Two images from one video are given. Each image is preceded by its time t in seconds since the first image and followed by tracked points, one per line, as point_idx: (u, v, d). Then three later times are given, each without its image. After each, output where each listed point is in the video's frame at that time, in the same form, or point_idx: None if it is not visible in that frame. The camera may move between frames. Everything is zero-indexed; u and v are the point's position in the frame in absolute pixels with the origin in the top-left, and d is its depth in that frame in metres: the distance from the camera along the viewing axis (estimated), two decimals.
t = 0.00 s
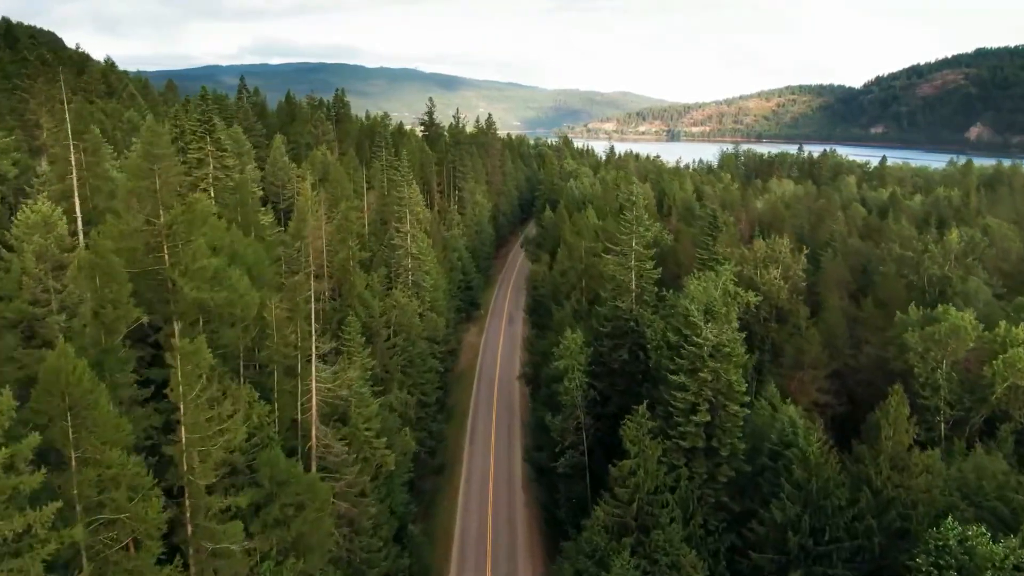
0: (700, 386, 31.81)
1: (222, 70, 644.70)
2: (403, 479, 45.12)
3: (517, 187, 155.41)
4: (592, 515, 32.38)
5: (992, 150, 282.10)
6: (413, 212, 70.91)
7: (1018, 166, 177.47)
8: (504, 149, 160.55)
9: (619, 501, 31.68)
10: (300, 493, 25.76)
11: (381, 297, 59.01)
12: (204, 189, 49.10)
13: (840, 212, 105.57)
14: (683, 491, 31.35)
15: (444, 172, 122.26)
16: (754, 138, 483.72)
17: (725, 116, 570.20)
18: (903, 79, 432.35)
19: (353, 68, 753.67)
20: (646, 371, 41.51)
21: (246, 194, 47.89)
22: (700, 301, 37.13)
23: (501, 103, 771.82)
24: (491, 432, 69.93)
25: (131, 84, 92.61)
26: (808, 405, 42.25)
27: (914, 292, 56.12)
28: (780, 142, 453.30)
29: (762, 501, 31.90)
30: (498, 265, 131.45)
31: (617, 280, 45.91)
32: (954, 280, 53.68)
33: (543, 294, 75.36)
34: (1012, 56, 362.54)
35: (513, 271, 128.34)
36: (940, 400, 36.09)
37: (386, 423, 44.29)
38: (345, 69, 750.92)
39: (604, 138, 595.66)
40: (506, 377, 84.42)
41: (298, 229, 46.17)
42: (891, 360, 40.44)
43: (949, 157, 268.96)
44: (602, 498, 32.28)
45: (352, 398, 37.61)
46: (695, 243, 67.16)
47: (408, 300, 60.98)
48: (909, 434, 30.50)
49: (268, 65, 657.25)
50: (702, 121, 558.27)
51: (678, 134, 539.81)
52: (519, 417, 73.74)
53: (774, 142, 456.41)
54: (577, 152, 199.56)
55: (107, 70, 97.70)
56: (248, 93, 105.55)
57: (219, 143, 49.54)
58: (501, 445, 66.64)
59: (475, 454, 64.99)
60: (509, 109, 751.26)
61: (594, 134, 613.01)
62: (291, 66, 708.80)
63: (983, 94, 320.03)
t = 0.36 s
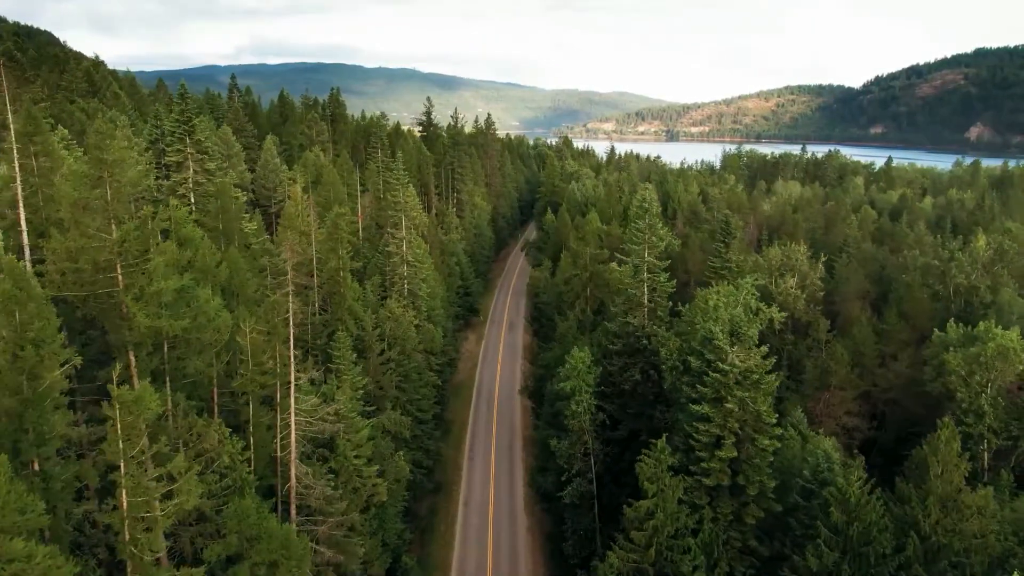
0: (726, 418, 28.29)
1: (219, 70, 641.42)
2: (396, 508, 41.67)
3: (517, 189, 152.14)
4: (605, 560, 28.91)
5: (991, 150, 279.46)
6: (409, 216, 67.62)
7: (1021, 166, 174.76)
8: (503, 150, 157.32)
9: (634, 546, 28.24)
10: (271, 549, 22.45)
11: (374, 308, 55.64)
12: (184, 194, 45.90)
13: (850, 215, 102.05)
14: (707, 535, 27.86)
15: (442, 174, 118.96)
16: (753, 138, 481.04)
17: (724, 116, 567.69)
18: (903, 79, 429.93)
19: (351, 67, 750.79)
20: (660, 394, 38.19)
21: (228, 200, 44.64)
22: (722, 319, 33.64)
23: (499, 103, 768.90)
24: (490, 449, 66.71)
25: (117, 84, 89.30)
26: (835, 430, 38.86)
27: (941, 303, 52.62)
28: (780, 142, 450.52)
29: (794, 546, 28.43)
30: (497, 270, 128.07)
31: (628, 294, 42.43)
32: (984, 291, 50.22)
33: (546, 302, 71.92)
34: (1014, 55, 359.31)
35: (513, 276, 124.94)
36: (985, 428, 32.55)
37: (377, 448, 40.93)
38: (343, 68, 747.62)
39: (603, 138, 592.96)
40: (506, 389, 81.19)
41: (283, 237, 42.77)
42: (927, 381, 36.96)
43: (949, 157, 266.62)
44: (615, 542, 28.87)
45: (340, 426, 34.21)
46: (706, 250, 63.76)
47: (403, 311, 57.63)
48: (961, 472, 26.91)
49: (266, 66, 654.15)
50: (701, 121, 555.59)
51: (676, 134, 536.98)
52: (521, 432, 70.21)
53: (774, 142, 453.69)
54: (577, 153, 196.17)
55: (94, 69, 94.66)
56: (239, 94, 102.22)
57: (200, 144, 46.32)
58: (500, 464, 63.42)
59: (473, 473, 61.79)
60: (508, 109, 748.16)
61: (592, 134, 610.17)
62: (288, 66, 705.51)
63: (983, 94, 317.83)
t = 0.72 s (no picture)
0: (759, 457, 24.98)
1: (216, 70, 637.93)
2: (388, 542, 38.38)
3: (516, 191, 148.98)
4: None
5: (992, 150, 276.85)
6: (405, 222, 64.36)
7: None
8: (502, 152, 154.19)
9: None
10: None
11: (367, 320, 52.41)
12: (162, 200, 42.72)
13: (861, 219, 98.70)
14: None
15: (440, 176, 115.82)
16: (753, 138, 478.07)
17: (724, 116, 564.84)
18: (903, 79, 427.38)
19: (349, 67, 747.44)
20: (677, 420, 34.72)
21: (208, 206, 41.48)
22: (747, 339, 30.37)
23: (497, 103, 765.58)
24: (490, 466, 63.29)
25: (102, 83, 86.19)
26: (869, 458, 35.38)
27: (971, 314, 49.21)
28: (780, 142, 447.50)
29: None
30: (497, 274, 124.85)
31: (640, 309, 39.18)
32: (1019, 303, 46.97)
33: (548, 310, 68.52)
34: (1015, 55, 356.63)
35: (513, 280, 121.67)
36: None
37: (366, 477, 37.49)
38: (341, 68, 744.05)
39: (601, 138, 589.82)
40: (507, 400, 77.72)
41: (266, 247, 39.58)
42: (971, 406, 33.67)
43: (951, 157, 263.89)
44: None
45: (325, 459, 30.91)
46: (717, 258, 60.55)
47: (398, 322, 54.41)
48: None
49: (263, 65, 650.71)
50: (700, 121, 552.63)
51: (675, 135, 533.81)
52: (522, 447, 66.87)
53: (773, 142, 450.69)
54: (578, 154, 192.97)
55: (80, 67, 91.54)
56: (229, 93, 99.07)
57: (178, 147, 43.21)
58: (501, 483, 60.01)
59: (473, 493, 58.37)
60: (506, 109, 745.14)
61: (591, 134, 606.87)
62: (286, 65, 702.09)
63: (983, 94, 315.18)
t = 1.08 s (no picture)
0: (795, 502, 22.16)
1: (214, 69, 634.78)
2: None
3: (516, 192, 146.19)
4: None
5: (992, 150, 274.27)
6: (400, 226, 61.49)
7: None
8: (501, 152, 151.41)
9: None
10: None
11: (360, 332, 49.58)
12: (137, 207, 39.85)
13: (871, 222, 95.71)
14: None
15: (438, 177, 113.05)
16: (752, 138, 475.40)
17: (723, 116, 562.20)
18: (904, 78, 424.62)
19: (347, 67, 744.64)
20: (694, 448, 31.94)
21: (186, 213, 38.57)
22: (774, 364, 27.55)
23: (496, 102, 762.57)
24: (491, 483, 60.39)
25: (87, 83, 83.36)
26: (903, 488, 32.57)
27: (1001, 326, 46.40)
28: (780, 142, 444.86)
29: None
30: (496, 277, 121.99)
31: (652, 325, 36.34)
32: None
33: (551, 318, 65.71)
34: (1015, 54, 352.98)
35: (513, 283, 118.85)
36: None
37: (357, 507, 34.68)
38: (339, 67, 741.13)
39: (600, 138, 587.00)
40: (508, 411, 74.85)
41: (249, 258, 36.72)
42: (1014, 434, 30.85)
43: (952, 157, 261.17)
44: None
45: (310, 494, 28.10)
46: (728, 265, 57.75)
47: (392, 334, 51.61)
48: None
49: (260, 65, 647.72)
50: (700, 121, 549.99)
51: (674, 134, 530.86)
52: (523, 462, 63.98)
53: (773, 142, 448.08)
54: (578, 154, 189.93)
55: (67, 66, 88.74)
56: (220, 93, 96.17)
57: (155, 149, 40.37)
58: (501, 501, 57.11)
59: (471, 513, 55.53)
60: (504, 109, 741.76)
61: (589, 134, 604.07)
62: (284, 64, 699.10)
63: (983, 93, 312.53)
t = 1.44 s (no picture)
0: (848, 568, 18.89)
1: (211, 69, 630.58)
2: None
3: (516, 193, 142.86)
4: None
5: (992, 150, 271.25)
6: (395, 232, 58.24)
7: None
8: (501, 152, 148.20)
9: None
10: None
11: (350, 347, 46.40)
12: (104, 214, 36.71)
13: (883, 226, 92.47)
14: None
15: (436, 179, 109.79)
16: (752, 138, 472.12)
17: (722, 117, 559.23)
18: (904, 79, 421.56)
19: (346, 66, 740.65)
20: (717, 485, 28.76)
21: (157, 222, 35.36)
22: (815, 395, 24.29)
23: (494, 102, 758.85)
24: (490, 504, 57.33)
25: (71, 81, 80.14)
26: (949, 529, 29.35)
27: None
28: (780, 142, 441.57)
29: None
30: (496, 281, 118.74)
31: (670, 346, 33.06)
32: None
33: (554, 328, 62.50)
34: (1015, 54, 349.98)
35: (513, 288, 115.59)
36: None
37: (342, 548, 31.47)
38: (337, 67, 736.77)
39: (599, 138, 583.43)
40: (508, 424, 71.71)
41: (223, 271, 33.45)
42: None
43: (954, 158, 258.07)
44: None
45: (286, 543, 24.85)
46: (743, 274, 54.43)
47: (385, 349, 48.41)
48: None
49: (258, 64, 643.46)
50: (699, 121, 546.70)
51: (671, 134, 526.94)
52: (525, 482, 60.66)
53: (773, 142, 444.74)
54: (578, 154, 186.41)
55: (51, 64, 85.42)
56: (210, 92, 92.89)
57: (125, 152, 37.26)
58: (502, 525, 53.98)
59: (470, 539, 52.28)
60: (503, 109, 738.22)
61: (588, 134, 600.30)
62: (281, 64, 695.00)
63: (983, 94, 309.52)
